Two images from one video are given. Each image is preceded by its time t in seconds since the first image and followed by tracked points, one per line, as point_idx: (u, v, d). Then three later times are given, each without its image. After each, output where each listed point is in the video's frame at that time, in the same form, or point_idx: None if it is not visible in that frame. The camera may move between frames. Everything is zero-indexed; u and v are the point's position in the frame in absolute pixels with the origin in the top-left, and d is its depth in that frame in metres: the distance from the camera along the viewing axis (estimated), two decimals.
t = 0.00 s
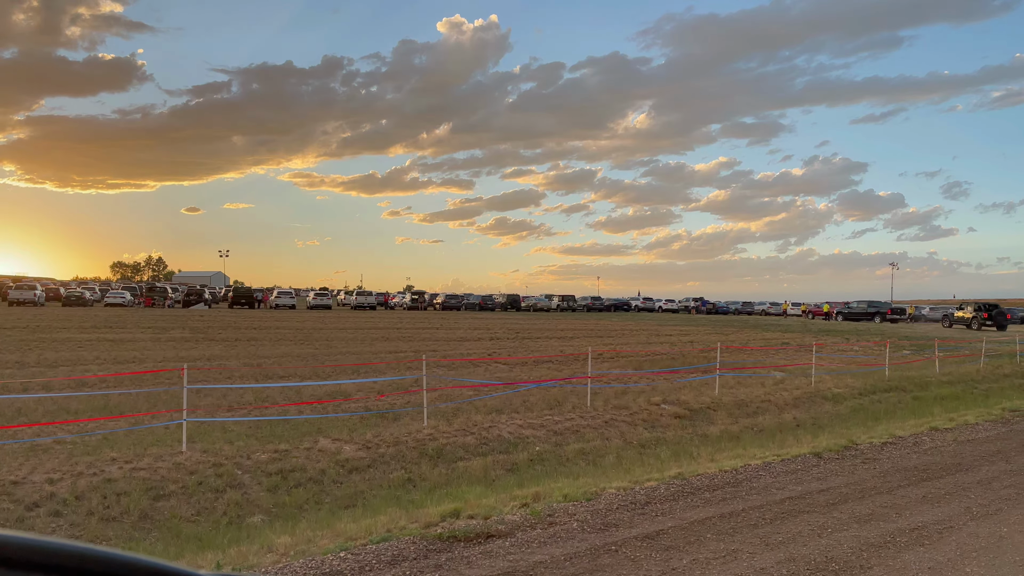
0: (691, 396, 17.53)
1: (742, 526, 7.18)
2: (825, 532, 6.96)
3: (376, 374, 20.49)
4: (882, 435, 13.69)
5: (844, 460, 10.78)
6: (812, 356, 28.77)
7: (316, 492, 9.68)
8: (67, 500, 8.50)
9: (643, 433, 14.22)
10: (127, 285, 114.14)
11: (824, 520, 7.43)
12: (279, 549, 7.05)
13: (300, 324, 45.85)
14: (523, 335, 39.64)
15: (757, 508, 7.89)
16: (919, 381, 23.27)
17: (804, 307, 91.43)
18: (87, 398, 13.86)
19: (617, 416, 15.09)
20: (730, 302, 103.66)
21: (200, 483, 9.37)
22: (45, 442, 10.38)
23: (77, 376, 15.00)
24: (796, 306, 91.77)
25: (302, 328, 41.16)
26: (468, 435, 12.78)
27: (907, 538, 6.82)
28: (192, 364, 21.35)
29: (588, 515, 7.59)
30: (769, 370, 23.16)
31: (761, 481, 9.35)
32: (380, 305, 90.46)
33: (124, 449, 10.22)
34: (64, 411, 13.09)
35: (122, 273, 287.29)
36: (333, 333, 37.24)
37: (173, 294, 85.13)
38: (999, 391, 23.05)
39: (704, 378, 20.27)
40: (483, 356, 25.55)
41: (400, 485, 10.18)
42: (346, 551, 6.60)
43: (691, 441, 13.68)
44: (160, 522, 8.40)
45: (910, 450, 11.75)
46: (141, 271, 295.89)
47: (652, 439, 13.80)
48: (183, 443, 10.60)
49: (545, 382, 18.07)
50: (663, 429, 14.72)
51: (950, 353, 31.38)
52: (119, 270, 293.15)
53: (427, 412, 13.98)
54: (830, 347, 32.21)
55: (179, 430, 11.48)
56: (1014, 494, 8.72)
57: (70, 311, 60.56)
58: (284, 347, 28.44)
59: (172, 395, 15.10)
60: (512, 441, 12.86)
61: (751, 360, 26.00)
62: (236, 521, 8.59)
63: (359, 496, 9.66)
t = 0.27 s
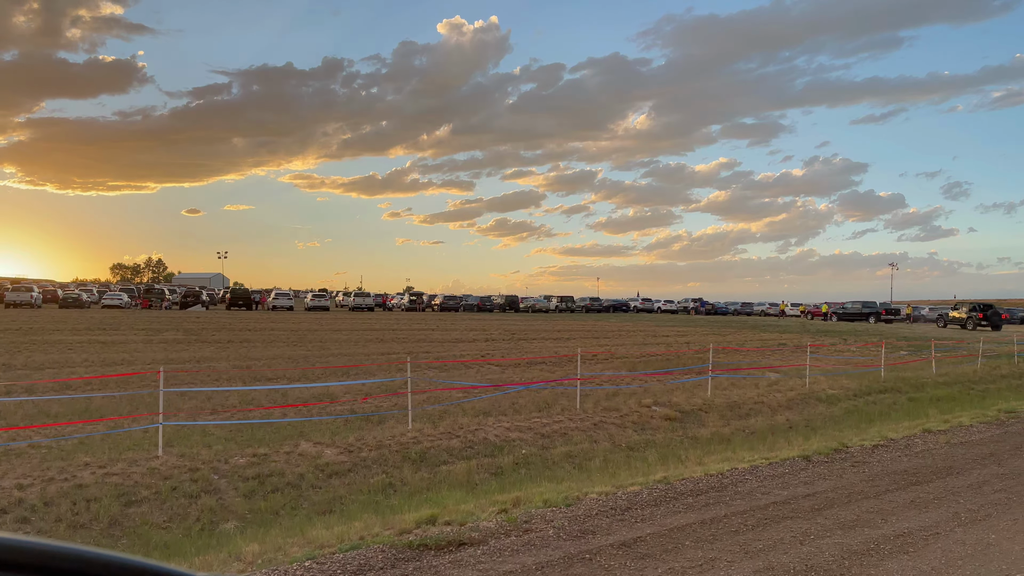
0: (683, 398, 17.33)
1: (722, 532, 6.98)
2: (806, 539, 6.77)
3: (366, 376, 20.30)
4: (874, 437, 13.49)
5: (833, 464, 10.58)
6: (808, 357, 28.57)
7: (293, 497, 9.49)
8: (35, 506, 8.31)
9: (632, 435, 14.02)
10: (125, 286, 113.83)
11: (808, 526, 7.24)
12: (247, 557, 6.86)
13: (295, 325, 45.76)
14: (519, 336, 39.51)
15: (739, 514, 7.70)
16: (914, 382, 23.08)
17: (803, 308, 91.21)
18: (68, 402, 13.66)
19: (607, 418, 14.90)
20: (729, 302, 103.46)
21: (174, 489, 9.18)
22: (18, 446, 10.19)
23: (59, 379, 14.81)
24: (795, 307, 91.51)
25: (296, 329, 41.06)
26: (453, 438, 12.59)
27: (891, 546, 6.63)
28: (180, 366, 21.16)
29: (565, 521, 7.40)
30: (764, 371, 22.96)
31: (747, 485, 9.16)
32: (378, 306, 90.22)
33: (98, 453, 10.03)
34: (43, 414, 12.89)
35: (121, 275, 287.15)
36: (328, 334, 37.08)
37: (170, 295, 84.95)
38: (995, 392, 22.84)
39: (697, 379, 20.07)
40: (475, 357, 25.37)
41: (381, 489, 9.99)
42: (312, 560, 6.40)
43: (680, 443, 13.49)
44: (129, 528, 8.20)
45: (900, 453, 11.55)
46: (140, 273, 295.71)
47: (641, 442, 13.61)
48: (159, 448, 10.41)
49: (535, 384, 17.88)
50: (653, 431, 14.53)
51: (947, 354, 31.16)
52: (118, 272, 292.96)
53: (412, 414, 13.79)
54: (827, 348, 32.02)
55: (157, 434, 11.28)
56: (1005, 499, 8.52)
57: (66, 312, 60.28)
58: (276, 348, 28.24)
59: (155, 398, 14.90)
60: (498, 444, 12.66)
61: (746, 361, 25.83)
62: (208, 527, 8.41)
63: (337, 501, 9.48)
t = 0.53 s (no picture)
0: (676, 400, 17.14)
1: (703, 539, 6.79)
2: (791, 545, 6.58)
3: (356, 378, 20.12)
4: (868, 440, 13.29)
5: (823, 467, 10.39)
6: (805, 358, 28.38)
7: (272, 502, 9.29)
8: (5, 512, 8.13)
9: (622, 438, 13.83)
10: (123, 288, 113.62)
11: (793, 532, 7.05)
12: (215, 565, 6.67)
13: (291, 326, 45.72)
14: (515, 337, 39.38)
15: (724, 519, 7.51)
16: (911, 383, 22.87)
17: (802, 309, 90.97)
18: (50, 405, 13.48)
19: (597, 421, 14.71)
20: (728, 303, 103.24)
21: (150, 494, 8.99)
22: None
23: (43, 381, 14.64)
24: (795, 308, 91.25)
25: (291, 331, 40.92)
26: (439, 442, 12.39)
27: (877, 553, 6.44)
28: (170, 368, 20.97)
29: (545, 527, 7.21)
30: (760, 372, 22.76)
31: (734, 489, 8.97)
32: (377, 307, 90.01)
33: (74, 458, 9.85)
34: (24, 417, 12.71)
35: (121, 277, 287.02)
36: (323, 336, 36.94)
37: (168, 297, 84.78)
38: (993, 393, 22.63)
39: (691, 381, 19.88)
40: (469, 358, 25.18)
41: (362, 494, 9.80)
42: (280, 569, 6.21)
43: (671, 446, 13.29)
44: (101, 535, 8.02)
45: (893, 456, 11.36)
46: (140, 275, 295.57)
47: (631, 445, 13.41)
48: (137, 452, 10.23)
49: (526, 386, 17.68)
50: (644, 434, 14.33)
51: (946, 355, 30.94)
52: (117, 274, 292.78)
53: (399, 418, 13.58)
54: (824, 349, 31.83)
55: (137, 437, 11.09)
56: (997, 503, 8.32)
57: (63, 313, 60.05)
58: (269, 350, 28.06)
59: (140, 401, 14.71)
60: (485, 447, 12.47)
61: (741, 363, 25.64)
62: (182, 533, 8.23)
63: (316, 506, 9.29)
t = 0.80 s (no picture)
0: (669, 402, 16.98)
1: (685, 545, 6.63)
2: (775, 552, 6.42)
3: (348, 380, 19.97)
4: (861, 442, 13.13)
5: (814, 470, 10.23)
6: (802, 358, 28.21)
7: (252, 507, 9.14)
8: None
9: (613, 440, 13.68)
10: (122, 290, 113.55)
11: (778, 538, 6.89)
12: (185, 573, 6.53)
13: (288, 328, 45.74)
14: (511, 339, 39.29)
15: (709, 525, 7.35)
16: (908, 384, 22.71)
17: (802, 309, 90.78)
18: (34, 408, 13.34)
19: (589, 423, 14.56)
20: (728, 304, 103.04)
21: (127, 500, 8.85)
22: None
23: (28, 384, 14.49)
24: (794, 309, 91.06)
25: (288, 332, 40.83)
26: (427, 445, 12.24)
27: (863, 560, 6.28)
28: (161, 371, 20.83)
29: (525, 534, 7.06)
30: (756, 374, 22.59)
31: (722, 494, 8.81)
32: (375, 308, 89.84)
33: (52, 463, 9.70)
34: (8, 421, 12.57)
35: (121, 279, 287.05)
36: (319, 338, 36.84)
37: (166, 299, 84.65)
38: (992, 394, 22.46)
39: (685, 382, 19.71)
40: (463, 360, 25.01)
41: (345, 499, 9.65)
42: None
43: (662, 449, 13.14)
44: (75, 541, 7.88)
45: (885, 459, 11.19)
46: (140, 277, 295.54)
47: (622, 447, 13.25)
48: (118, 456, 10.08)
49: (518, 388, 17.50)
50: (636, 436, 14.17)
51: (944, 355, 30.75)
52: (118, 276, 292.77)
53: (387, 421, 13.43)
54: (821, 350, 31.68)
55: (118, 441, 10.94)
56: (988, 508, 8.16)
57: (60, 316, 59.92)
58: (263, 352, 27.90)
59: (126, 404, 14.56)
60: (473, 450, 12.32)
61: (738, 364, 25.49)
62: (158, 539, 8.08)
63: (297, 511, 9.14)
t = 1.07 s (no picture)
0: (664, 403, 16.83)
1: (671, 551, 6.49)
2: (762, 558, 6.27)
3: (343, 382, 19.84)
4: (856, 444, 12.98)
5: (807, 473, 10.08)
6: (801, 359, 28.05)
7: (236, 512, 9.00)
8: None
9: (607, 443, 13.53)
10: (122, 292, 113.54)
11: (767, 544, 6.75)
12: None
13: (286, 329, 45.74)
14: (509, 340, 39.24)
15: (696, 530, 7.21)
16: (907, 385, 22.54)
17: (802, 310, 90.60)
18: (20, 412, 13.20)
19: (582, 425, 14.42)
20: (728, 305, 102.85)
21: (108, 505, 8.71)
22: None
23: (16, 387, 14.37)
24: (795, 309, 90.87)
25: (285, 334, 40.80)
26: (416, 448, 12.09)
27: (852, 566, 6.14)
28: (155, 373, 20.71)
29: (509, 539, 6.92)
30: (752, 375, 22.44)
31: (712, 497, 8.66)
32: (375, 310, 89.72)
33: (34, 467, 9.57)
34: None
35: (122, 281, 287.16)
36: (316, 339, 36.76)
37: (166, 300, 84.62)
38: (991, 394, 22.28)
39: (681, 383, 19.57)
40: (459, 362, 24.88)
41: (331, 503, 9.51)
42: None
43: (655, 451, 12.99)
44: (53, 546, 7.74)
45: (881, 461, 11.04)
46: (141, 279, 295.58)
47: (614, 449, 13.10)
48: (101, 460, 9.94)
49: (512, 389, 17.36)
50: (630, 438, 14.03)
51: (944, 356, 30.60)
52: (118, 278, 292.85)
53: (378, 423, 13.29)
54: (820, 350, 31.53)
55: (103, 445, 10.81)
56: (982, 511, 8.01)
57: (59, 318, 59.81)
58: (258, 354, 27.76)
59: (115, 407, 14.43)
60: (463, 452, 12.18)
61: (735, 365, 25.35)
62: (138, 544, 7.95)
63: (281, 515, 9.00)
